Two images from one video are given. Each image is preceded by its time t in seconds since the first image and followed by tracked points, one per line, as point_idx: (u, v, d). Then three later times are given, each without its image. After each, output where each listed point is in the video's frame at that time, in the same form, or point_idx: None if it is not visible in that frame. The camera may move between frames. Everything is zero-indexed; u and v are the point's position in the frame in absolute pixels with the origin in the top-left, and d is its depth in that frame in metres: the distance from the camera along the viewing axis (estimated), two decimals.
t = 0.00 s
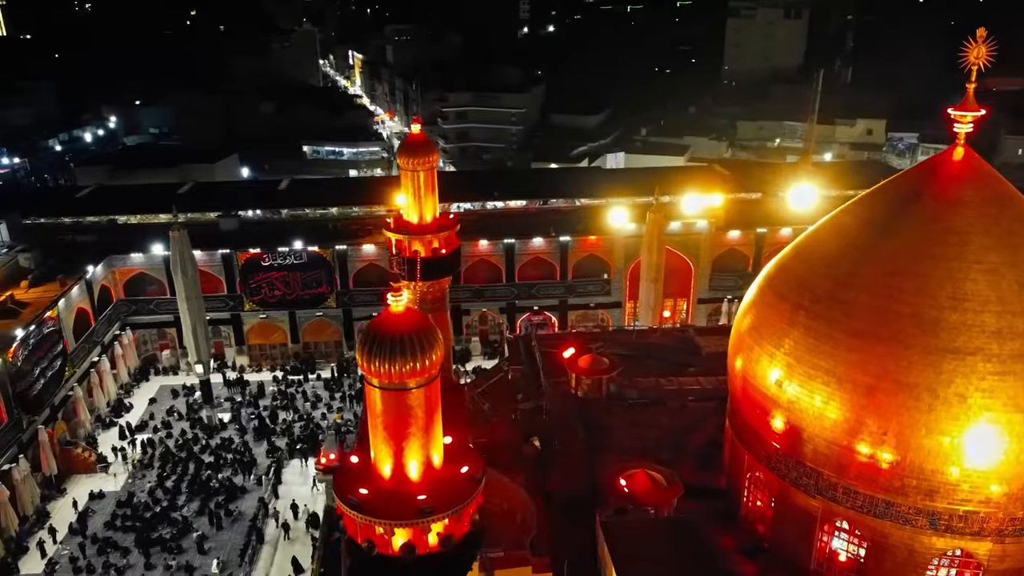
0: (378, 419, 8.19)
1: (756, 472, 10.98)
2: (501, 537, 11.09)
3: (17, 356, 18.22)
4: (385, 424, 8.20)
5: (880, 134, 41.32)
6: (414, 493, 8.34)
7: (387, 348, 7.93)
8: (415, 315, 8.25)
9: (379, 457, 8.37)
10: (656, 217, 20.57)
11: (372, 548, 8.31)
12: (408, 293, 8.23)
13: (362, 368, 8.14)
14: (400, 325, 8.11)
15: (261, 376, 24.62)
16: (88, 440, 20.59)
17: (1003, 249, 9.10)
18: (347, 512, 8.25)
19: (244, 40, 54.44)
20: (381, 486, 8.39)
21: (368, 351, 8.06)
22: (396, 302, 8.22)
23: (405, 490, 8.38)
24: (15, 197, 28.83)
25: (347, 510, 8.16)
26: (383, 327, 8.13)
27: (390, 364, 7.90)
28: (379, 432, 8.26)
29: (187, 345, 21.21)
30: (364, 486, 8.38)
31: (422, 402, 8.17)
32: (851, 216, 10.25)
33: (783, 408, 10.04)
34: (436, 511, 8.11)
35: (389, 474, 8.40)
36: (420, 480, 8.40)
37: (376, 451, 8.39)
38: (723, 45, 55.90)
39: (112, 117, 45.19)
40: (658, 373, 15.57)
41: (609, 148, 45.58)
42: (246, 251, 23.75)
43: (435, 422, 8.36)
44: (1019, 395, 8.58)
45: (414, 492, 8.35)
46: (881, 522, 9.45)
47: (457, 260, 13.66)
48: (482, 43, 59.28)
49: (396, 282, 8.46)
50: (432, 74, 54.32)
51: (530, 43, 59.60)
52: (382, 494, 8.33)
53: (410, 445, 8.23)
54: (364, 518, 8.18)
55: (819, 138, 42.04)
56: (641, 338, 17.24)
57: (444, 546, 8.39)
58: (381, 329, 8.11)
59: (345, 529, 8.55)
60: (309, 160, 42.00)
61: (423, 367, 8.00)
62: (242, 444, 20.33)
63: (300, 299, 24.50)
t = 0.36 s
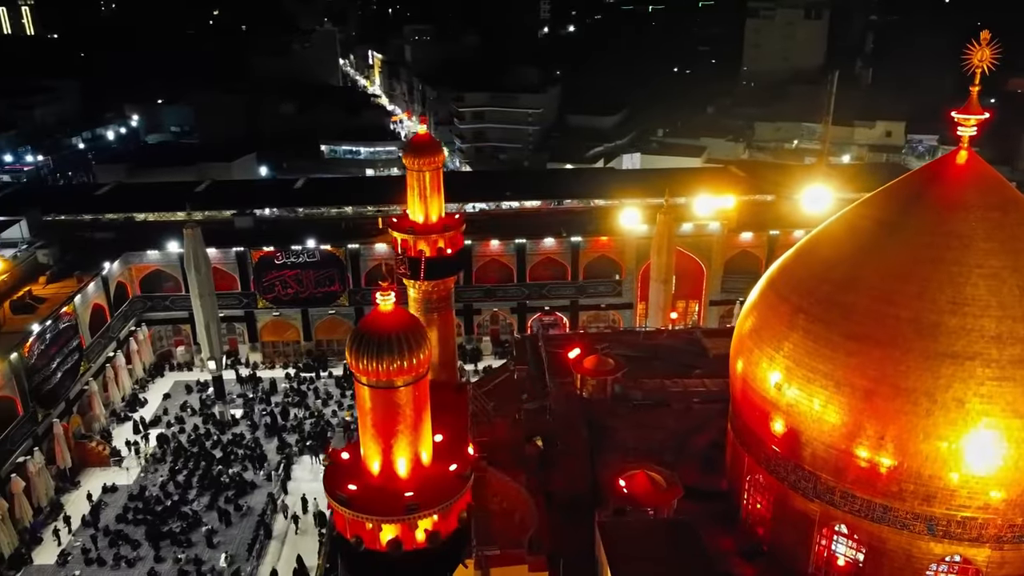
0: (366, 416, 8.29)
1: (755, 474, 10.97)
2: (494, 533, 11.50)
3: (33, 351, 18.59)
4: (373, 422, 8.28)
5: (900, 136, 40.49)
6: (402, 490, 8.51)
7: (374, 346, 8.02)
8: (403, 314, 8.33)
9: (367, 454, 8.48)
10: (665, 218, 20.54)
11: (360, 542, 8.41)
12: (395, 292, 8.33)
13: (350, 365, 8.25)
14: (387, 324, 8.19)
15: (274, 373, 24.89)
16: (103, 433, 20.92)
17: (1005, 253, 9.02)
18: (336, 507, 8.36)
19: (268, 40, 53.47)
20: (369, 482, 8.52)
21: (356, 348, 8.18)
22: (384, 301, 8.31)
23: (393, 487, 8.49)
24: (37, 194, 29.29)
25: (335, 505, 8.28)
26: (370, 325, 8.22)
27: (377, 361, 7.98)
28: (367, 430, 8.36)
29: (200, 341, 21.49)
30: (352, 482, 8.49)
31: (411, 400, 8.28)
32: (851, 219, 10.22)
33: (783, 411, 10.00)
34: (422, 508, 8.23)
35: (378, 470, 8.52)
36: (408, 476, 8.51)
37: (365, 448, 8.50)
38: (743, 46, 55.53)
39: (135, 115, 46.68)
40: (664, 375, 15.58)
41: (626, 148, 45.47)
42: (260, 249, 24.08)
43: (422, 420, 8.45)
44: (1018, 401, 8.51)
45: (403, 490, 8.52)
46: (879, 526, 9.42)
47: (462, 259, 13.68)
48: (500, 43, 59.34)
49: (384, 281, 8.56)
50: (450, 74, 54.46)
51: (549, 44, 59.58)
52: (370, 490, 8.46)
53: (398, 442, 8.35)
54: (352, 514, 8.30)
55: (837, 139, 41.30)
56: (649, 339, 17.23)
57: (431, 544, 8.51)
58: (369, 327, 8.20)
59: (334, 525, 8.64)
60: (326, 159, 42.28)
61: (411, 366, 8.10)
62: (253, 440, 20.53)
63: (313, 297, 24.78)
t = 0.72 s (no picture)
0: (355, 411, 8.35)
1: (754, 476, 10.96)
2: (494, 530, 11.53)
3: (48, 345, 19.00)
4: (362, 417, 8.34)
5: (919, 137, 39.90)
6: (390, 485, 8.42)
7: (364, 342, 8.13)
8: (392, 312, 8.48)
9: (357, 450, 8.52)
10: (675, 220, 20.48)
11: (348, 537, 8.31)
12: (384, 290, 8.47)
13: (339, 362, 8.34)
14: (377, 321, 8.35)
15: (286, 370, 25.13)
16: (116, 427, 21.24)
17: (1006, 256, 8.95)
18: (324, 502, 8.33)
19: (288, 39, 53.73)
20: (359, 478, 8.51)
21: (345, 345, 8.27)
22: (373, 298, 8.47)
23: (383, 482, 8.46)
24: (58, 191, 29.77)
25: (324, 499, 8.24)
26: (360, 322, 8.35)
27: (367, 357, 8.09)
28: (357, 425, 8.41)
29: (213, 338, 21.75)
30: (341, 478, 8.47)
31: (399, 397, 8.34)
32: (853, 221, 10.15)
33: (782, 414, 9.99)
34: (410, 503, 8.18)
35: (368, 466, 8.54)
36: (397, 472, 8.52)
37: (354, 444, 8.54)
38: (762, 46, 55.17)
39: (156, 114, 47.44)
40: (669, 376, 15.58)
41: (642, 148, 45.38)
42: (273, 247, 24.43)
43: (412, 416, 8.50)
44: (1016, 406, 8.47)
45: (391, 485, 8.43)
46: (876, 531, 9.39)
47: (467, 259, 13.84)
48: (518, 43, 59.38)
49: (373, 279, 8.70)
50: (467, 74, 54.57)
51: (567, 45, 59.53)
52: (359, 485, 8.42)
53: (387, 437, 8.37)
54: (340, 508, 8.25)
55: (854, 141, 40.75)
56: (656, 340, 17.23)
57: (418, 539, 8.38)
58: (359, 324, 8.34)
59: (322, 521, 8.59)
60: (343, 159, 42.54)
61: (399, 363, 8.23)
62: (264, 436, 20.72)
63: (325, 294, 25.00)
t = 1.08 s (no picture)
0: (346, 409, 8.41)
1: (753, 479, 10.97)
2: (494, 529, 11.13)
3: (64, 340, 19.23)
4: (353, 415, 8.40)
5: (939, 140, 39.49)
6: (379, 482, 8.49)
7: (355, 342, 8.17)
8: (384, 312, 8.49)
9: (347, 447, 8.59)
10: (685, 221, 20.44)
11: (337, 532, 8.42)
12: (375, 290, 8.43)
13: (331, 361, 8.37)
14: (368, 321, 8.35)
15: (298, 368, 25.38)
16: (131, 422, 21.57)
17: (1006, 261, 8.89)
18: (314, 497, 8.44)
19: (307, 39, 54.18)
20: (349, 474, 8.56)
21: (336, 344, 8.30)
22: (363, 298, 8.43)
23: (372, 479, 8.54)
24: (79, 188, 30.23)
25: (313, 494, 8.34)
26: (351, 321, 8.36)
27: (358, 356, 8.14)
28: (347, 423, 8.48)
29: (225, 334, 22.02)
30: (331, 473, 8.55)
31: (389, 395, 8.42)
32: (855, 223, 10.09)
33: (781, 417, 9.97)
34: (397, 500, 8.25)
35: (358, 463, 8.60)
36: (387, 470, 8.58)
37: (345, 441, 8.62)
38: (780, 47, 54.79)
39: (178, 113, 47.74)
40: (675, 378, 15.59)
41: (657, 149, 45.28)
42: (286, 246, 24.71)
43: (402, 415, 8.57)
44: (1014, 412, 8.41)
45: (380, 482, 8.49)
46: (872, 535, 9.38)
47: (473, 258, 13.96)
48: (536, 44, 59.43)
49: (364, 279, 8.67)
50: (485, 74, 54.68)
51: (584, 46, 59.53)
52: (349, 482, 8.50)
53: (377, 435, 8.44)
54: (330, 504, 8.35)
55: (872, 143, 40.62)
56: (662, 342, 17.25)
57: (407, 535, 8.52)
58: (350, 324, 8.35)
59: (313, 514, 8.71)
60: (360, 158, 42.78)
61: (388, 361, 8.25)
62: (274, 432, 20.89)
63: (338, 292, 25.04)
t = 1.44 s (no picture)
0: (335, 405, 8.18)
1: (752, 481, 10.97)
2: (491, 527, 11.15)
3: (79, 335, 19.54)
4: (343, 411, 8.17)
5: (957, 142, 38.94)
6: (368, 478, 8.30)
7: (345, 338, 7.92)
8: (374, 308, 8.24)
9: (337, 443, 8.37)
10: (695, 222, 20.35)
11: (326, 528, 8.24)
12: (365, 286, 8.18)
13: (321, 356, 8.13)
14: (357, 317, 8.10)
15: (309, 365, 25.59)
16: (143, 416, 21.86)
17: (1006, 264, 8.83)
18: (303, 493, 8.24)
19: (326, 39, 54.56)
20: (339, 470, 8.38)
21: (326, 339, 8.07)
22: (353, 294, 8.18)
23: (361, 474, 8.35)
24: (98, 185, 30.65)
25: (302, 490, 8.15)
26: (341, 317, 8.11)
27: (347, 353, 7.90)
28: (336, 419, 8.25)
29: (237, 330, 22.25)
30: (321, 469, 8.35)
31: (378, 392, 8.20)
32: (856, 226, 10.06)
33: (778, 419, 9.95)
34: (386, 497, 8.06)
35: (347, 458, 8.40)
36: (376, 465, 8.39)
37: (335, 436, 8.39)
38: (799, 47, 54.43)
39: (198, 112, 48.28)
40: (681, 379, 15.58)
41: (673, 150, 45.13)
42: (298, 244, 24.89)
43: (392, 411, 8.36)
44: (1012, 417, 8.35)
45: (368, 478, 8.30)
46: (868, 538, 9.37)
47: (478, 257, 14.04)
48: (553, 44, 59.47)
49: (355, 274, 8.42)
50: (501, 74, 54.79)
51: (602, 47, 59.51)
52: (339, 478, 8.31)
53: (367, 431, 8.23)
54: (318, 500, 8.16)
55: (890, 144, 40.17)
56: (669, 343, 17.24)
57: (395, 531, 8.25)
58: (339, 319, 8.09)
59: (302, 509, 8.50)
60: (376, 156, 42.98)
61: (377, 358, 8.01)
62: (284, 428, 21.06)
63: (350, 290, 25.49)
